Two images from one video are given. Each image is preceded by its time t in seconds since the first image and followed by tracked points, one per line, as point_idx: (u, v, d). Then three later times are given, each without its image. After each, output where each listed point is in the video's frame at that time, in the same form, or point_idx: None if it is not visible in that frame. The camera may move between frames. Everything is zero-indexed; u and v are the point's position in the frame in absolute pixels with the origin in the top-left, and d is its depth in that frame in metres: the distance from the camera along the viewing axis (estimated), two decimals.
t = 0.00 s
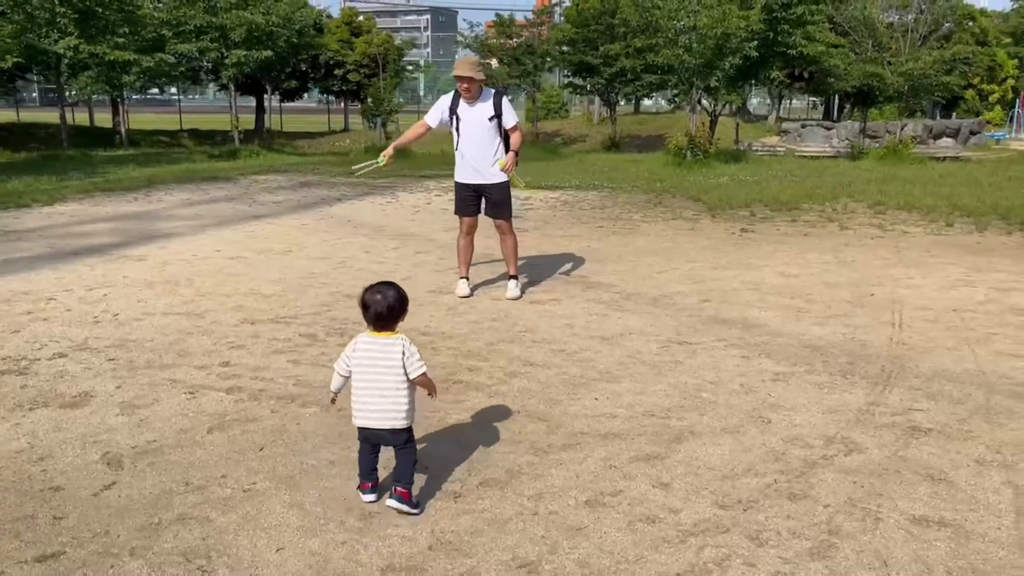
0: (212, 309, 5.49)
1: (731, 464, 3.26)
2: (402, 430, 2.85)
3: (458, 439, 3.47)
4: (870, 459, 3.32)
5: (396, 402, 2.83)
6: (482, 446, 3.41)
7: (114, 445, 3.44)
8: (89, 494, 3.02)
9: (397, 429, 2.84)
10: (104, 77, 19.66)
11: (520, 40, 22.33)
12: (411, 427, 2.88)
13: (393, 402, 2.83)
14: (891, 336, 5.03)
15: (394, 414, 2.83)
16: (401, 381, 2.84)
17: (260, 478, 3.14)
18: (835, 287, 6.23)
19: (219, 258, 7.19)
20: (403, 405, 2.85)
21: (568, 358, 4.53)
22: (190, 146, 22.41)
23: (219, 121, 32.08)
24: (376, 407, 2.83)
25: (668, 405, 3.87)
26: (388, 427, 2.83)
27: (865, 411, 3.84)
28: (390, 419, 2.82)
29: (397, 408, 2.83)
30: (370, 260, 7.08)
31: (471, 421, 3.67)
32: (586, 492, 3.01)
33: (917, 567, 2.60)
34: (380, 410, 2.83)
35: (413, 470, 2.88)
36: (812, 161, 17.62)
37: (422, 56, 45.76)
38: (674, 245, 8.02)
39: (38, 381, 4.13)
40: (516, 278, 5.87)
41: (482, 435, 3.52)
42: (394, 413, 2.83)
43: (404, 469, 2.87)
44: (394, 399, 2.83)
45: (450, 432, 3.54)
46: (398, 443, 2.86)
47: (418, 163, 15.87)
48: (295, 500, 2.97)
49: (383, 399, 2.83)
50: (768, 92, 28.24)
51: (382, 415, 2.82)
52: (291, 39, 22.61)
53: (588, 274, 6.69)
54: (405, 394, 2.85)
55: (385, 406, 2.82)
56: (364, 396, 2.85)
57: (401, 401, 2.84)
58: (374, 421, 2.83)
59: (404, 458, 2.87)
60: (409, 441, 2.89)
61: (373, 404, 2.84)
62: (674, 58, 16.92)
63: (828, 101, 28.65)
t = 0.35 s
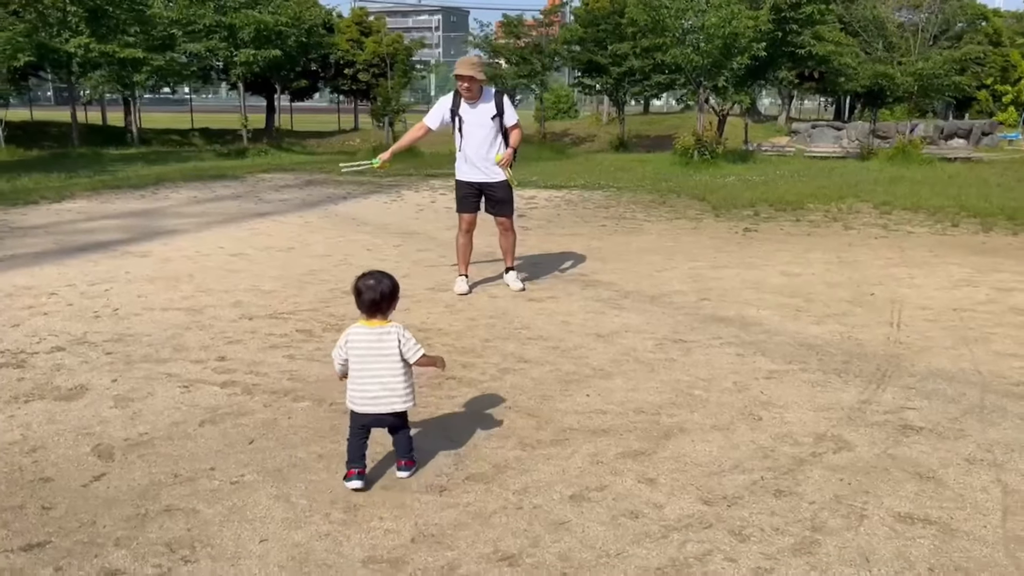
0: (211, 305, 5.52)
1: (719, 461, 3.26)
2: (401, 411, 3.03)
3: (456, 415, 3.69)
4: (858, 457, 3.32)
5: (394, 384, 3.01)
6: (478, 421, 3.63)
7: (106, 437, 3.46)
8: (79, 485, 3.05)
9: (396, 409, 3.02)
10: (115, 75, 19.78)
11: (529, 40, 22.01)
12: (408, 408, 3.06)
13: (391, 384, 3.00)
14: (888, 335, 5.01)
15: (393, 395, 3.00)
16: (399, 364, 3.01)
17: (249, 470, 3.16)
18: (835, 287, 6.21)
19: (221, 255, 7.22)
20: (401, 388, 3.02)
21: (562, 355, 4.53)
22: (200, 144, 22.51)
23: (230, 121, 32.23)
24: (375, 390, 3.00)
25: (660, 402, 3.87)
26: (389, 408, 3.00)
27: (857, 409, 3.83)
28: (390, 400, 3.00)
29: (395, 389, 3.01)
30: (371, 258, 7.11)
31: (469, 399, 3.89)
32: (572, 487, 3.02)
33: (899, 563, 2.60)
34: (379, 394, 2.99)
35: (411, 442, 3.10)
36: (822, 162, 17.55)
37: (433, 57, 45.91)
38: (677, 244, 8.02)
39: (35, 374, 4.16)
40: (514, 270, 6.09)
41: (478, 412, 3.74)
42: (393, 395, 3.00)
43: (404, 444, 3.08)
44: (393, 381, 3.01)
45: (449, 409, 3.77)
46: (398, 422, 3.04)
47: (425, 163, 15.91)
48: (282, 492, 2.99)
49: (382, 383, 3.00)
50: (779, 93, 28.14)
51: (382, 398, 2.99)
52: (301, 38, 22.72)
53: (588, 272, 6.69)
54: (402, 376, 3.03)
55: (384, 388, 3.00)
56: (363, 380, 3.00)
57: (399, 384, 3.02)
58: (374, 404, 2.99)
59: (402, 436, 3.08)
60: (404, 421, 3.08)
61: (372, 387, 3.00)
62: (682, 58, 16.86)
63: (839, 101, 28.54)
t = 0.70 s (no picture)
0: (220, 298, 5.51)
1: (724, 462, 3.19)
2: (393, 400, 3.06)
3: (456, 412, 3.67)
4: (868, 460, 3.23)
5: (387, 376, 3.04)
6: (479, 418, 3.61)
7: (106, 429, 3.44)
8: (74, 476, 3.03)
9: (389, 399, 3.05)
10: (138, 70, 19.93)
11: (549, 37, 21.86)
12: (402, 398, 3.09)
13: (383, 374, 3.03)
14: (905, 336, 4.91)
15: (387, 386, 3.04)
16: (391, 353, 3.04)
17: (245, 464, 3.13)
18: (852, 287, 6.11)
19: (234, 249, 7.22)
20: (393, 378, 3.05)
21: (569, 353, 4.47)
22: (222, 140, 22.64)
23: (252, 117, 32.41)
24: (367, 379, 3.03)
25: (666, 402, 3.80)
26: (381, 399, 3.04)
27: (869, 411, 3.74)
28: (382, 390, 3.03)
29: (387, 380, 3.04)
30: (383, 253, 7.08)
31: (470, 396, 3.87)
32: (571, 486, 2.96)
33: (905, 570, 2.52)
34: (371, 383, 3.03)
35: (406, 434, 3.07)
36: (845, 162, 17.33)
37: (456, 54, 45.98)
38: (692, 242, 7.93)
39: (39, 365, 4.16)
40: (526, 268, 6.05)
41: (479, 408, 3.72)
42: (387, 385, 3.04)
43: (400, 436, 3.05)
44: (386, 371, 3.04)
45: (452, 405, 3.76)
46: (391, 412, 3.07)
47: (443, 159, 15.89)
48: (277, 487, 2.95)
49: (374, 373, 3.03)
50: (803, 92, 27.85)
51: (375, 387, 3.02)
52: (321, 34, 22.78)
53: (600, 270, 6.63)
54: (395, 366, 3.06)
55: (376, 378, 3.03)
56: (356, 368, 3.04)
57: (392, 375, 3.05)
58: (365, 394, 3.03)
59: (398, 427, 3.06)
60: (400, 410, 3.09)
61: (365, 376, 3.04)
62: (703, 55, 16.72)
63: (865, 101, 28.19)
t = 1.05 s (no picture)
0: (234, 293, 5.45)
1: (742, 475, 3.04)
2: (385, 400, 2.97)
3: (458, 414, 3.59)
4: (893, 476, 3.08)
5: (380, 375, 2.95)
6: (481, 420, 3.52)
7: (107, 428, 3.37)
8: (70, 477, 2.95)
9: (384, 399, 2.97)
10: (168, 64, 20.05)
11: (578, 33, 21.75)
12: (394, 397, 3.01)
13: (375, 373, 2.95)
14: (935, 344, 4.72)
15: (379, 386, 2.95)
16: (382, 352, 2.96)
17: (245, 467, 3.04)
18: (881, 291, 5.91)
19: (252, 244, 7.17)
20: (385, 377, 2.97)
21: (585, 356, 4.35)
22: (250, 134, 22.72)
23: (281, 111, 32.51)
24: (360, 378, 2.95)
25: (683, 409, 3.67)
26: (373, 400, 2.95)
27: (896, 423, 3.57)
28: (374, 390, 2.94)
29: (379, 379, 2.96)
30: (402, 249, 6.99)
31: (471, 397, 3.79)
32: (579, 498, 2.84)
33: None
34: (362, 382, 2.95)
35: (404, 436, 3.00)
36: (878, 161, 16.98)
37: (486, 51, 45.92)
38: (718, 242, 7.76)
39: (46, 360, 4.10)
40: (544, 267, 5.93)
41: (482, 410, 3.63)
42: (380, 384, 2.96)
43: (396, 437, 2.98)
44: (379, 370, 2.96)
45: (453, 407, 3.68)
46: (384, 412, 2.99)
47: (469, 155, 15.80)
48: (275, 492, 2.86)
49: (364, 372, 2.95)
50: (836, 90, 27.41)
51: (366, 387, 2.94)
52: (349, 28, 22.77)
53: (621, 270, 6.48)
54: (387, 365, 2.98)
55: (369, 378, 2.95)
56: (348, 367, 2.96)
57: (384, 373, 2.96)
58: (355, 394, 2.95)
59: (394, 428, 2.99)
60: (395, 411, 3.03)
61: (357, 375, 2.96)
62: (733, 51, 16.47)
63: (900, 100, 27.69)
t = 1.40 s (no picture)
0: (251, 292, 5.35)
1: (767, 499, 2.86)
2: (408, 412, 2.83)
3: (483, 424, 3.45)
4: (930, 503, 2.88)
5: (404, 385, 2.82)
6: (503, 432, 3.37)
7: (107, 433, 3.27)
8: (64, 486, 2.85)
9: (404, 411, 2.83)
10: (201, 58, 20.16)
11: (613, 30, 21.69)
12: (417, 409, 2.86)
13: (399, 383, 2.81)
14: (977, 358, 4.49)
15: (403, 396, 2.81)
16: (410, 361, 2.82)
17: (244, 479, 2.92)
18: (919, 300, 5.67)
19: (274, 240, 7.08)
20: (409, 387, 2.83)
21: (607, 365, 4.18)
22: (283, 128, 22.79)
23: (314, 106, 32.60)
24: (381, 387, 2.81)
25: (706, 425, 3.49)
26: (396, 410, 2.81)
27: (933, 445, 3.36)
28: (396, 400, 2.81)
29: (403, 388, 2.82)
30: (424, 249, 6.86)
31: (501, 406, 3.64)
32: (592, 521, 2.68)
33: None
34: (386, 391, 2.81)
35: (416, 452, 2.87)
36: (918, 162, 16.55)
37: (522, 46, 45.74)
38: (750, 245, 7.54)
39: (54, 360, 4.02)
40: (568, 268, 5.76)
41: (509, 420, 3.49)
42: (405, 394, 2.82)
43: (408, 451, 2.85)
44: (404, 378, 2.82)
45: (480, 415, 3.53)
46: (403, 424, 2.84)
47: (499, 152, 15.66)
48: (273, 508, 2.73)
49: (388, 381, 2.80)
50: (876, 89, 26.85)
51: (388, 396, 2.80)
52: (381, 23, 22.72)
53: (649, 273, 6.30)
54: (413, 374, 2.84)
55: (393, 387, 2.81)
56: (372, 374, 2.82)
57: (409, 383, 2.83)
58: (377, 403, 2.81)
59: (407, 441, 2.86)
60: (411, 425, 2.86)
61: (382, 383, 2.81)
62: (770, 49, 16.16)
63: (941, 99, 27.07)
